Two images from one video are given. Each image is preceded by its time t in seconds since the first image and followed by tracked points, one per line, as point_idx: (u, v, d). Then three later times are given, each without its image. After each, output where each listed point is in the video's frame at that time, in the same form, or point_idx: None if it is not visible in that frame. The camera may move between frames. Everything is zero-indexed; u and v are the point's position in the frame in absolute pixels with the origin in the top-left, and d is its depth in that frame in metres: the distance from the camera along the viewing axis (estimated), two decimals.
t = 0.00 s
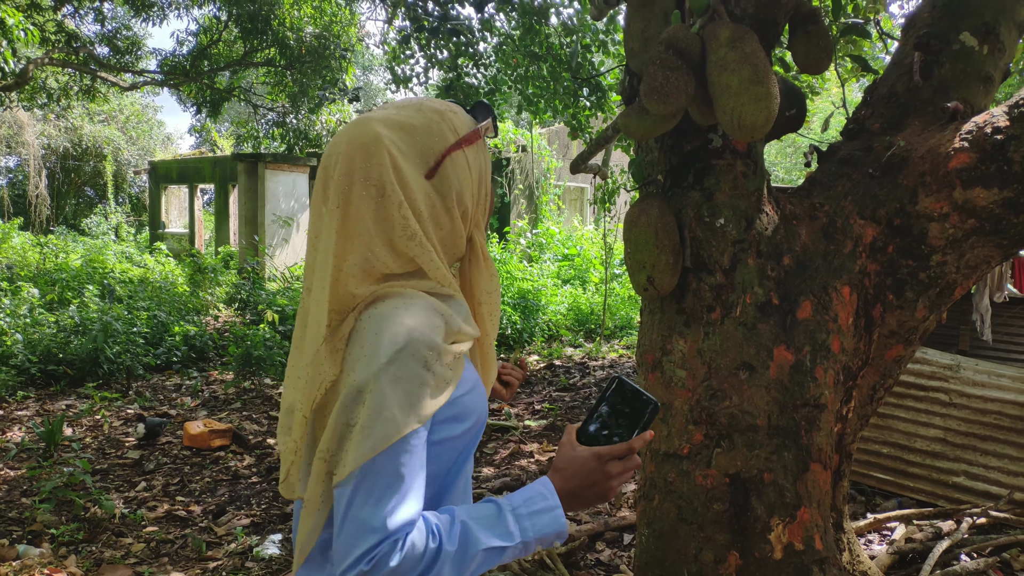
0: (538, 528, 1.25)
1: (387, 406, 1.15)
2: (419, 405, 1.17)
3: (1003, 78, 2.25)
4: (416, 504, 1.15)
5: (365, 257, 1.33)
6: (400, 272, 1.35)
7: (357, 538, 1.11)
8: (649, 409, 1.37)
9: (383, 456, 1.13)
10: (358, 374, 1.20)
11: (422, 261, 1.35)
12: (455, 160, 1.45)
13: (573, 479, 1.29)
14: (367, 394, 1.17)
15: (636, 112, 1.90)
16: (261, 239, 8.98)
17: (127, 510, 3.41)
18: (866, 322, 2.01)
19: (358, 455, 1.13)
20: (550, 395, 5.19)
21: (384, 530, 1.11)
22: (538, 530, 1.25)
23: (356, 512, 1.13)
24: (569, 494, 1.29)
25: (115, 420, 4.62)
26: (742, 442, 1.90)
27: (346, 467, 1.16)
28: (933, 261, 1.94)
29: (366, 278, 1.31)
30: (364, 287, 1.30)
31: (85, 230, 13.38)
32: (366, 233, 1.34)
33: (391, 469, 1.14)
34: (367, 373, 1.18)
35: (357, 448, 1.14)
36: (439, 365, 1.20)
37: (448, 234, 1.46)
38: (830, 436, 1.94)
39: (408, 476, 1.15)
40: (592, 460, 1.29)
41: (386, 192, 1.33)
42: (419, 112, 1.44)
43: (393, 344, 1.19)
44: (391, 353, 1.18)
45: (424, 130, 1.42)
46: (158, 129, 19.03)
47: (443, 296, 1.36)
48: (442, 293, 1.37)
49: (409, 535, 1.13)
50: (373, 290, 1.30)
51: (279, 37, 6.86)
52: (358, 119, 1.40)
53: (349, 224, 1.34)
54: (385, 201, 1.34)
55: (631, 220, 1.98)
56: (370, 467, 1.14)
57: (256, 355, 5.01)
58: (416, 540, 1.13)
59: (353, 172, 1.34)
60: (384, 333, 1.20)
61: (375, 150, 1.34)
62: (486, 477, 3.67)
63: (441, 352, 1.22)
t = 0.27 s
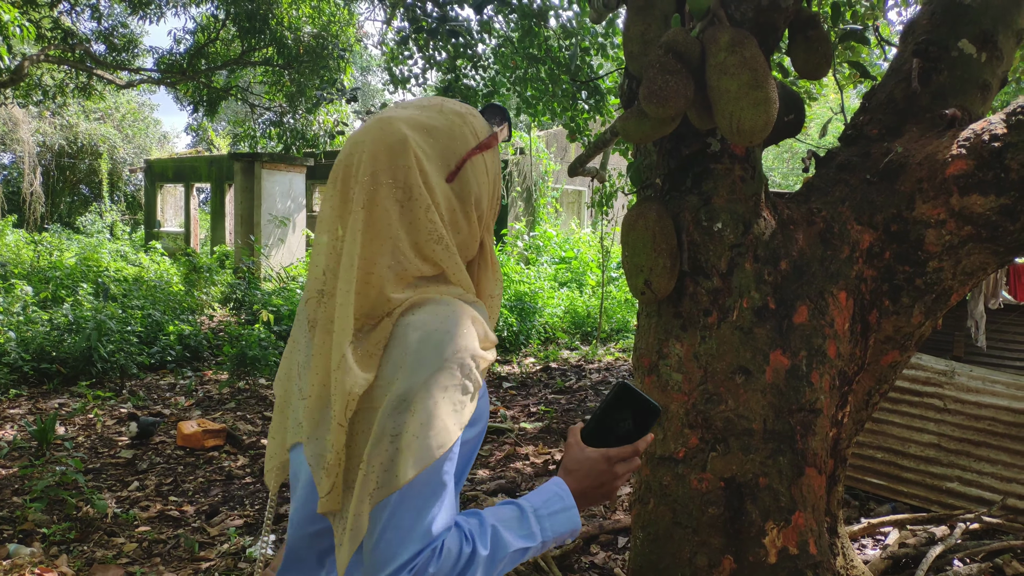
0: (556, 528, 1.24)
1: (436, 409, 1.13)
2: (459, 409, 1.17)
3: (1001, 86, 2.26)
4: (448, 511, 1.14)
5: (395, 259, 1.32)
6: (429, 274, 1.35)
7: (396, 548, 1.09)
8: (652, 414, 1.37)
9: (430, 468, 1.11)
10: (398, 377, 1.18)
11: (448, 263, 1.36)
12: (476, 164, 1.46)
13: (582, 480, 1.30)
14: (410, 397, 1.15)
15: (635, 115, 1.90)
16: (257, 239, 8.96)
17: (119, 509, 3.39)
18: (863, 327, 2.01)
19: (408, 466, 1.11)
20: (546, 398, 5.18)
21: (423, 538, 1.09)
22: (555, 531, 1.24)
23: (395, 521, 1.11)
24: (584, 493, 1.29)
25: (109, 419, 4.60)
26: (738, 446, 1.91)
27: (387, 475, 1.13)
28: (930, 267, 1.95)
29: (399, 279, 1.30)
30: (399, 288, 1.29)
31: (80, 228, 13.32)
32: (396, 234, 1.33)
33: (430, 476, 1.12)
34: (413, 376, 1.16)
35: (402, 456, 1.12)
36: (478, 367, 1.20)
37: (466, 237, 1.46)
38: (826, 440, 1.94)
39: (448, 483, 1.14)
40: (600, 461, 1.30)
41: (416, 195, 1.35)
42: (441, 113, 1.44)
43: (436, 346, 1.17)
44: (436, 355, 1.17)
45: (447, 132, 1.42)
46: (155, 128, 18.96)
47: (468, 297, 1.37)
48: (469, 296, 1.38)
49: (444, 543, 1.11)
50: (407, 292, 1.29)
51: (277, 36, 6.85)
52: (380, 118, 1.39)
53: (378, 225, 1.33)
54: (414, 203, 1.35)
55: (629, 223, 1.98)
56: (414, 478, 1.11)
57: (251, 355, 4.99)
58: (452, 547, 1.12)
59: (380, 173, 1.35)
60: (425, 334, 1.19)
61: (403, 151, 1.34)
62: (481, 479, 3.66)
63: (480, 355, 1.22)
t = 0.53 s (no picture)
0: (560, 530, 1.31)
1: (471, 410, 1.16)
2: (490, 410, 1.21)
3: (1001, 86, 2.26)
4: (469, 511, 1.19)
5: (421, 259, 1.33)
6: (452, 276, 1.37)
7: (426, 545, 1.14)
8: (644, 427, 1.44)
9: (463, 470, 1.16)
10: (432, 378, 1.19)
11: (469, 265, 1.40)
12: (493, 170, 1.50)
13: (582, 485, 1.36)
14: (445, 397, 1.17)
15: (634, 115, 1.90)
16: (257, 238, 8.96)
17: (119, 507, 3.39)
18: (861, 328, 2.01)
19: (443, 466, 1.14)
20: (545, 398, 5.18)
21: (450, 537, 1.15)
22: (558, 531, 1.31)
23: (423, 519, 1.15)
24: (585, 496, 1.35)
25: (109, 417, 4.60)
26: (736, 446, 1.90)
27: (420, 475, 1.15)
28: (929, 268, 1.95)
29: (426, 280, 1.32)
30: (428, 289, 1.31)
31: (82, 227, 13.34)
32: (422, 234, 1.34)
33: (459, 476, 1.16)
34: (448, 377, 1.18)
35: (437, 455, 1.15)
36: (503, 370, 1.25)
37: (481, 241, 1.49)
38: (824, 441, 1.94)
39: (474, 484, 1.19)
40: (597, 465, 1.37)
41: (441, 196, 1.36)
42: (462, 118, 1.48)
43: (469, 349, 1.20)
44: (470, 357, 1.20)
45: (468, 137, 1.46)
46: (156, 127, 18.98)
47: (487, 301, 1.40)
48: (487, 299, 1.42)
49: (467, 543, 1.17)
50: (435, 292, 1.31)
51: (278, 36, 6.86)
52: (404, 119, 1.42)
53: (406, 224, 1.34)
54: (439, 204, 1.36)
55: (628, 222, 1.98)
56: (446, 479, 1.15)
57: (251, 354, 4.99)
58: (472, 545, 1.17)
59: (405, 172, 1.36)
60: (458, 336, 1.22)
61: (428, 153, 1.36)
62: (480, 479, 3.66)
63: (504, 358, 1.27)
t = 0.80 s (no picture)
0: (562, 505, 1.29)
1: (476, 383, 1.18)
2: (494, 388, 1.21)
3: (1001, 82, 2.26)
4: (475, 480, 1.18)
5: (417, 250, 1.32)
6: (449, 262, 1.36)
7: (434, 513, 1.12)
8: (635, 415, 1.52)
9: (468, 439, 1.15)
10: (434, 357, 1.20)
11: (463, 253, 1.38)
12: (483, 161, 1.47)
13: (580, 464, 1.37)
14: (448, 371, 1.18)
15: (633, 111, 1.90)
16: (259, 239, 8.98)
17: (123, 505, 3.40)
18: (861, 324, 2.01)
19: (450, 437, 1.14)
20: (546, 396, 5.19)
21: (457, 505, 1.13)
22: (560, 508, 1.30)
23: (429, 487, 1.13)
24: (582, 477, 1.36)
25: (112, 417, 4.61)
26: (736, 441, 1.91)
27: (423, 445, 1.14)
28: (929, 263, 1.95)
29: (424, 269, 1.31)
30: (425, 277, 1.30)
31: (84, 228, 13.36)
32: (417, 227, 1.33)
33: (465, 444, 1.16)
34: (451, 352, 1.19)
35: (441, 426, 1.14)
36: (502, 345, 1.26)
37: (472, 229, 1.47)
38: (824, 436, 1.94)
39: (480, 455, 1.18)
40: (593, 447, 1.39)
41: (432, 190, 1.34)
42: (449, 112, 1.42)
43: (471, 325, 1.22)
44: (471, 333, 1.21)
45: (457, 131, 1.41)
46: (157, 128, 19.02)
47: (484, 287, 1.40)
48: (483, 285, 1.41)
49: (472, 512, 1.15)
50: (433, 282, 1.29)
51: (278, 36, 6.87)
52: (391, 117, 1.37)
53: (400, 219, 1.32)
54: (431, 197, 1.34)
55: (627, 219, 1.98)
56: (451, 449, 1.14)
57: (253, 353, 5.00)
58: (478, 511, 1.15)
59: (394, 168, 1.33)
60: (459, 316, 1.23)
61: (418, 151, 1.33)
62: (482, 476, 3.66)
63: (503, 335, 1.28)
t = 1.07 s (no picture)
0: (548, 464, 1.38)
1: (452, 357, 1.23)
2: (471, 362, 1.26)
3: (999, 72, 2.26)
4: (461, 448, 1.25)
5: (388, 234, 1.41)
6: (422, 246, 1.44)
7: (425, 482, 1.19)
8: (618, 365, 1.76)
9: (452, 411, 1.21)
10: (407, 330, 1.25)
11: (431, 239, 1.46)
12: (453, 153, 1.55)
13: (566, 425, 1.48)
14: (425, 346, 1.23)
15: (631, 105, 1.91)
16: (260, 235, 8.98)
17: (127, 501, 3.42)
18: (859, 315, 2.02)
19: (433, 410, 1.19)
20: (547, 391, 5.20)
21: (449, 476, 1.20)
22: (546, 467, 1.39)
23: (423, 463, 1.19)
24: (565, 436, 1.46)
25: (115, 414, 4.63)
26: (734, 433, 1.93)
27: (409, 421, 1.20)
28: (926, 254, 1.96)
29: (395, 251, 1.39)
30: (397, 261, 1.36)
31: (85, 226, 13.36)
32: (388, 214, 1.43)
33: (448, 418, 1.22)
34: (428, 332, 1.23)
35: (423, 402, 1.20)
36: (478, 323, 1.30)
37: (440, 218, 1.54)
38: (822, 427, 1.96)
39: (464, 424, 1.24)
40: (577, 408, 1.50)
41: (397, 173, 1.44)
42: (418, 107, 1.52)
43: (443, 303, 1.25)
44: (446, 312, 1.25)
45: (425, 124, 1.50)
46: (156, 125, 19.00)
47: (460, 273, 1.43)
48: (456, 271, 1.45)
49: (462, 479, 1.22)
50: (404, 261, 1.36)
51: (277, 32, 6.85)
52: (361, 113, 1.49)
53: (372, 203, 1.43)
54: (397, 181, 1.44)
55: (626, 213, 1.99)
56: (438, 423, 1.20)
57: (254, 350, 5.01)
58: (467, 478, 1.23)
59: (364, 155, 1.45)
60: (430, 292, 1.26)
61: (385, 140, 1.45)
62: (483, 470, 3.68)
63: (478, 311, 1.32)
